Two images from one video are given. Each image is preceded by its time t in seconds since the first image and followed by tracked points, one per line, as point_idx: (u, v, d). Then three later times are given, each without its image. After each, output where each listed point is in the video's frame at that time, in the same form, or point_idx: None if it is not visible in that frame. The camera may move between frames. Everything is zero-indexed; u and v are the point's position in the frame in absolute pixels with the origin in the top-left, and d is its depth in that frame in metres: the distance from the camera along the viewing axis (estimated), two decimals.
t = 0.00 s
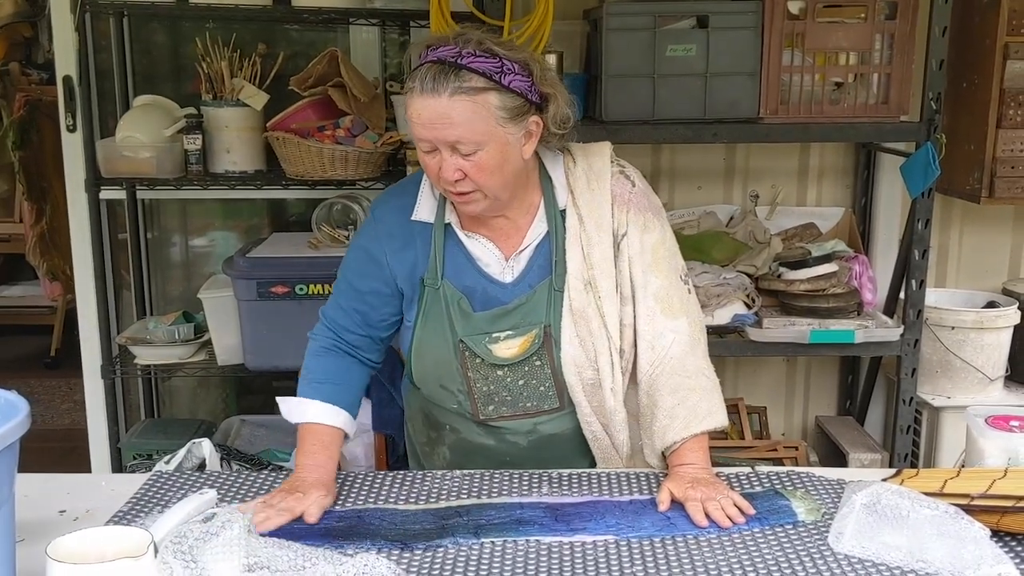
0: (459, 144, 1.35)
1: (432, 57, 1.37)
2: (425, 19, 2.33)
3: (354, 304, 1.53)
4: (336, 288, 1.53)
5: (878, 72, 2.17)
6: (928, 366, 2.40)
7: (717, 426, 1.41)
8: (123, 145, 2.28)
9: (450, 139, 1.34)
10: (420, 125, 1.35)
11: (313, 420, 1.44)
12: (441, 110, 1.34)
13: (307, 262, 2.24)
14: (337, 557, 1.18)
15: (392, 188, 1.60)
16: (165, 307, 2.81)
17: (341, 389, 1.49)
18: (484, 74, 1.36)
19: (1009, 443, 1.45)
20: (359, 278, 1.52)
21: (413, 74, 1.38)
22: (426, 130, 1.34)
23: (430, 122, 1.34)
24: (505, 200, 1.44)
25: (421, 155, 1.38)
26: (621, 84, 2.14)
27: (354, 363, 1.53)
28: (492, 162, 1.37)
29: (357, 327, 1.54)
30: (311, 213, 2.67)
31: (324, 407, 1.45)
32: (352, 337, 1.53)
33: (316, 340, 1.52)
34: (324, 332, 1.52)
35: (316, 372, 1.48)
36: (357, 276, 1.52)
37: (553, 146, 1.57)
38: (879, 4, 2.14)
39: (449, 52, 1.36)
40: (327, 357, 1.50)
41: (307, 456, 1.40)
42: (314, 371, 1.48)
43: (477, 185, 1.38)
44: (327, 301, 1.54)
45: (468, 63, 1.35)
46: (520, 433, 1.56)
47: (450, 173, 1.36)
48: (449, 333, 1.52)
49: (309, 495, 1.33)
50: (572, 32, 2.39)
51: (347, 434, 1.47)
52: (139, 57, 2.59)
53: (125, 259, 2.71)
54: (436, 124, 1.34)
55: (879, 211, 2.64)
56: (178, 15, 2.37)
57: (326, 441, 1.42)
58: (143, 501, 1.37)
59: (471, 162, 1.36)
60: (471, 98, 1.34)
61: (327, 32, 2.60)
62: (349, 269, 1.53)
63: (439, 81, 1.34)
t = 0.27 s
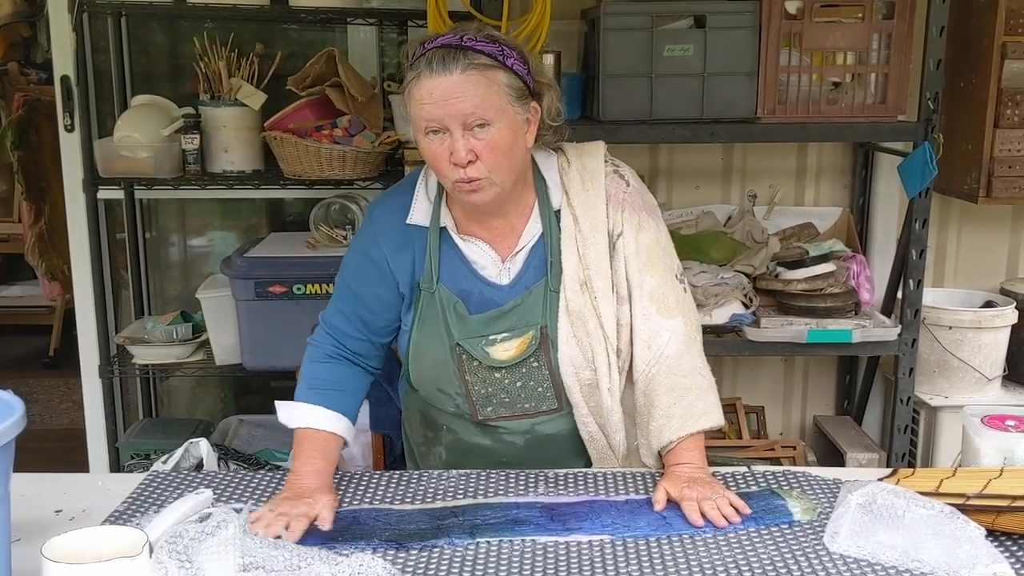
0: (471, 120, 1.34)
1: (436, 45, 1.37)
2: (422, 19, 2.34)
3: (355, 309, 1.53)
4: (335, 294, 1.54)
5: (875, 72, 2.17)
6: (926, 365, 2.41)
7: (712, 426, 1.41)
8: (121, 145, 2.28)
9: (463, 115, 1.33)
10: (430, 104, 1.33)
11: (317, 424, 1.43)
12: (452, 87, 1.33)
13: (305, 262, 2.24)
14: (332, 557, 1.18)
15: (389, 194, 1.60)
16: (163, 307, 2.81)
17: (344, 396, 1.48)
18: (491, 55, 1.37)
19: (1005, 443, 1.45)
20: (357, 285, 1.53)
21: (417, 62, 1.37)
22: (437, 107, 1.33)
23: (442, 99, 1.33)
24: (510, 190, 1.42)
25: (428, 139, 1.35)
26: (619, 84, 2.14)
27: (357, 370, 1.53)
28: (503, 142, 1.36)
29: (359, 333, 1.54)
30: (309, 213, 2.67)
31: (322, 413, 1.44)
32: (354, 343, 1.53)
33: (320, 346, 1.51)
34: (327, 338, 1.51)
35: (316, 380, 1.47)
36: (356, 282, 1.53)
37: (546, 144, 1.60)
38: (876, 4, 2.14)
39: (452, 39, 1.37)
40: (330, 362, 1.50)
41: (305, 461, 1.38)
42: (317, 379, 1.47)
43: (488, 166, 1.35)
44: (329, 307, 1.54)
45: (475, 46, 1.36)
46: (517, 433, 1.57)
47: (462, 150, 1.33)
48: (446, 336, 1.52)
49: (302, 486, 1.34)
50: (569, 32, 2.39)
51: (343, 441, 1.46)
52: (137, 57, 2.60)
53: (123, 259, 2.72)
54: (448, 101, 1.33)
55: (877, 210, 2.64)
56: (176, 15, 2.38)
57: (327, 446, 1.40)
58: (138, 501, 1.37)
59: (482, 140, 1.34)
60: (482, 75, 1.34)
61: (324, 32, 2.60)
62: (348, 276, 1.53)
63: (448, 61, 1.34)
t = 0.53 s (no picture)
0: (502, 102, 1.35)
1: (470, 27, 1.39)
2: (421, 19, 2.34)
3: (364, 303, 1.52)
4: (347, 286, 1.52)
5: (872, 72, 2.17)
6: (923, 365, 2.41)
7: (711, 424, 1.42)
8: (119, 145, 2.28)
9: (495, 96, 1.35)
10: (462, 84, 1.35)
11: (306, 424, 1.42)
12: (485, 67, 1.35)
13: (303, 262, 2.25)
14: (330, 556, 1.18)
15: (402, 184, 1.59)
16: (161, 307, 2.81)
17: (337, 396, 1.47)
18: (524, 42, 1.39)
19: (1002, 442, 1.45)
20: (372, 275, 1.51)
21: (449, 44, 1.39)
22: (471, 87, 1.34)
23: (475, 79, 1.35)
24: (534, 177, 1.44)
25: (457, 119, 1.37)
26: (617, 84, 2.14)
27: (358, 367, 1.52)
28: (532, 125, 1.37)
29: (368, 327, 1.52)
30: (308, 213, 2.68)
31: (311, 414, 1.42)
32: (363, 338, 1.52)
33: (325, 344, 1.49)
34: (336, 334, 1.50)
35: (314, 379, 1.46)
36: (371, 272, 1.51)
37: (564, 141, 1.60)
38: (874, 4, 2.15)
39: (485, 24, 1.39)
40: (332, 361, 1.49)
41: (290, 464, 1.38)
42: (314, 377, 1.46)
43: (514, 150, 1.36)
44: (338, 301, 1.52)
45: (508, 32, 1.38)
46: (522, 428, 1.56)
47: (492, 130, 1.35)
48: (461, 326, 1.51)
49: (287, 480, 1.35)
50: (567, 32, 2.40)
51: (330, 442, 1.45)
52: (136, 57, 2.60)
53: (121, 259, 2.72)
54: (480, 82, 1.35)
55: (875, 210, 2.64)
56: (174, 15, 2.38)
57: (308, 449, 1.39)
58: (137, 501, 1.37)
59: (511, 123, 1.36)
60: (515, 58, 1.36)
61: (323, 32, 2.60)
62: (362, 265, 1.52)
63: (481, 43, 1.37)
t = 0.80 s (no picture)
0: (508, 102, 1.36)
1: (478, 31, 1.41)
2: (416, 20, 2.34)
3: (394, 312, 1.52)
4: (369, 297, 1.52)
5: (867, 73, 2.17)
6: (918, 365, 2.41)
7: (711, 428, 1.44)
8: (114, 146, 2.28)
9: (501, 96, 1.36)
10: (469, 84, 1.36)
11: (414, 429, 1.45)
12: (493, 67, 1.36)
13: (298, 262, 2.24)
14: (325, 557, 1.19)
15: (407, 187, 1.58)
16: (157, 308, 2.81)
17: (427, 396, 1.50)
18: (533, 45, 1.40)
19: (994, 442, 1.46)
20: (385, 281, 1.51)
21: (458, 46, 1.41)
22: (478, 86, 1.36)
23: (481, 79, 1.36)
24: (540, 179, 1.44)
25: (462, 120, 1.37)
26: (612, 85, 2.15)
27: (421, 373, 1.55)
28: (538, 127, 1.38)
29: (404, 333, 1.54)
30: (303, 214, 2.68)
31: (418, 417, 1.46)
32: (401, 347, 1.53)
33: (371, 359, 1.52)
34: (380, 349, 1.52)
35: (389, 390, 1.49)
36: (385, 279, 1.51)
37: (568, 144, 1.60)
38: (868, 5, 2.15)
39: (494, 26, 1.41)
40: (387, 372, 1.51)
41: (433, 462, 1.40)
42: (391, 390, 1.49)
43: (519, 149, 1.36)
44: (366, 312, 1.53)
45: (516, 35, 1.40)
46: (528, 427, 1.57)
47: (497, 130, 1.35)
48: (468, 330, 1.52)
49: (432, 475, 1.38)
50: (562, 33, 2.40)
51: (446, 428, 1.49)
52: (131, 59, 2.60)
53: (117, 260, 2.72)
54: (488, 82, 1.36)
55: (869, 211, 2.65)
56: (169, 16, 2.38)
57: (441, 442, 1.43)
58: (132, 502, 1.37)
59: (517, 123, 1.36)
60: (522, 59, 1.38)
61: (318, 33, 2.60)
62: (375, 273, 1.51)
63: (490, 45, 1.38)
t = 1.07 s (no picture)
0: (526, 106, 1.37)
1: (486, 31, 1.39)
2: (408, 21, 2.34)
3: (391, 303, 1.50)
4: (370, 286, 1.50)
5: (857, 74, 2.18)
6: (909, 366, 2.42)
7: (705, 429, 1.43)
8: (105, 148, 2.28)
9: (518, 101, 1.36)
10: (485, 90, 1.36)
11: (343, 426, 1.40)
12: (507, 73, 1.36)
13: (290, 264, 2.24)
14: (316, 559, 1.18)
15: (420, 184, 1.59)
16: (149, 310, 2.81)
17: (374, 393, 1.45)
18: (541, 43, 1.39)
19: (985, 441, 1.46)
20: (395, 272, 1.50)
21: (467, 50, 1.39)
22: (494, 94, 1.36)
23: (497, 85, 1.36)
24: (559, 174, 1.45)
25: (480, 125, 1.37)
26: (603, 87, 2.15)
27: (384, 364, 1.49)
28: (554, 126, 1.38)
29: (393, 324, 1.51)
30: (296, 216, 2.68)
31: (353, 414, 1.41)
32: (387, 338, 1.50)
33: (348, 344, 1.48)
34: (360, 335, 1.48)
35: (343, 377, 1.44)
36: (394, 271, 1.50)
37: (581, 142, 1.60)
38: (858, 6, 2.15)
39: (499, 27, 1.39)
40: (354, 360, 1.46)
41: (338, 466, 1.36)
42: (345, 376, 1.44)
43: (543, 152, 1.38)
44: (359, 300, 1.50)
45: (523, 34, 1.39)
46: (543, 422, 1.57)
47: (518, 136, 1.36)
48: (482, 324, 1.52)
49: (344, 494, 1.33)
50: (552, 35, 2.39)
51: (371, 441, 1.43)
52: (122, 61, 2.60)
53: (108, 262, 2.71)
54: (503, 87, 1.36)
55: (861, 211, 2.65)
56: (160, 18, 2.38)
57: (352, 448, 1.38)
58: (122, 504, 1.37)
59: (536, 125, 1.37)
60: (534, 61, 1.37)
61: (310, 35, 2.60)
62: (381, 264, 1.50)
63: (500, 48, 1.37)
